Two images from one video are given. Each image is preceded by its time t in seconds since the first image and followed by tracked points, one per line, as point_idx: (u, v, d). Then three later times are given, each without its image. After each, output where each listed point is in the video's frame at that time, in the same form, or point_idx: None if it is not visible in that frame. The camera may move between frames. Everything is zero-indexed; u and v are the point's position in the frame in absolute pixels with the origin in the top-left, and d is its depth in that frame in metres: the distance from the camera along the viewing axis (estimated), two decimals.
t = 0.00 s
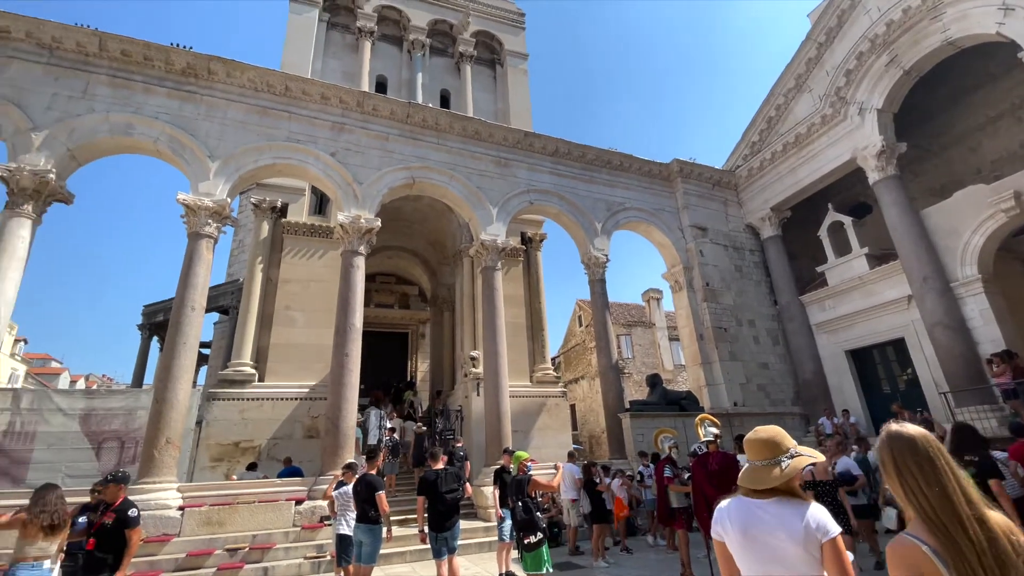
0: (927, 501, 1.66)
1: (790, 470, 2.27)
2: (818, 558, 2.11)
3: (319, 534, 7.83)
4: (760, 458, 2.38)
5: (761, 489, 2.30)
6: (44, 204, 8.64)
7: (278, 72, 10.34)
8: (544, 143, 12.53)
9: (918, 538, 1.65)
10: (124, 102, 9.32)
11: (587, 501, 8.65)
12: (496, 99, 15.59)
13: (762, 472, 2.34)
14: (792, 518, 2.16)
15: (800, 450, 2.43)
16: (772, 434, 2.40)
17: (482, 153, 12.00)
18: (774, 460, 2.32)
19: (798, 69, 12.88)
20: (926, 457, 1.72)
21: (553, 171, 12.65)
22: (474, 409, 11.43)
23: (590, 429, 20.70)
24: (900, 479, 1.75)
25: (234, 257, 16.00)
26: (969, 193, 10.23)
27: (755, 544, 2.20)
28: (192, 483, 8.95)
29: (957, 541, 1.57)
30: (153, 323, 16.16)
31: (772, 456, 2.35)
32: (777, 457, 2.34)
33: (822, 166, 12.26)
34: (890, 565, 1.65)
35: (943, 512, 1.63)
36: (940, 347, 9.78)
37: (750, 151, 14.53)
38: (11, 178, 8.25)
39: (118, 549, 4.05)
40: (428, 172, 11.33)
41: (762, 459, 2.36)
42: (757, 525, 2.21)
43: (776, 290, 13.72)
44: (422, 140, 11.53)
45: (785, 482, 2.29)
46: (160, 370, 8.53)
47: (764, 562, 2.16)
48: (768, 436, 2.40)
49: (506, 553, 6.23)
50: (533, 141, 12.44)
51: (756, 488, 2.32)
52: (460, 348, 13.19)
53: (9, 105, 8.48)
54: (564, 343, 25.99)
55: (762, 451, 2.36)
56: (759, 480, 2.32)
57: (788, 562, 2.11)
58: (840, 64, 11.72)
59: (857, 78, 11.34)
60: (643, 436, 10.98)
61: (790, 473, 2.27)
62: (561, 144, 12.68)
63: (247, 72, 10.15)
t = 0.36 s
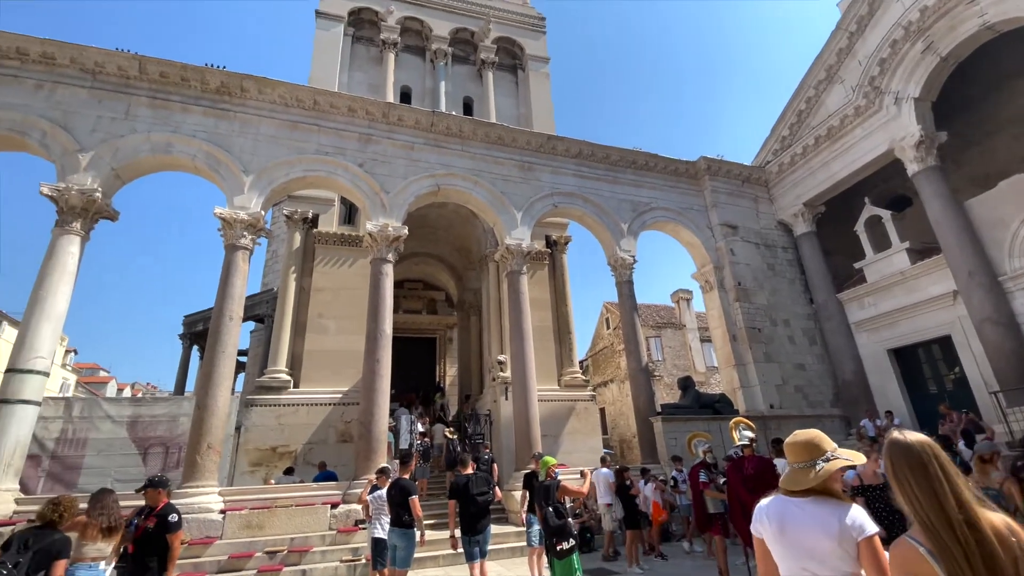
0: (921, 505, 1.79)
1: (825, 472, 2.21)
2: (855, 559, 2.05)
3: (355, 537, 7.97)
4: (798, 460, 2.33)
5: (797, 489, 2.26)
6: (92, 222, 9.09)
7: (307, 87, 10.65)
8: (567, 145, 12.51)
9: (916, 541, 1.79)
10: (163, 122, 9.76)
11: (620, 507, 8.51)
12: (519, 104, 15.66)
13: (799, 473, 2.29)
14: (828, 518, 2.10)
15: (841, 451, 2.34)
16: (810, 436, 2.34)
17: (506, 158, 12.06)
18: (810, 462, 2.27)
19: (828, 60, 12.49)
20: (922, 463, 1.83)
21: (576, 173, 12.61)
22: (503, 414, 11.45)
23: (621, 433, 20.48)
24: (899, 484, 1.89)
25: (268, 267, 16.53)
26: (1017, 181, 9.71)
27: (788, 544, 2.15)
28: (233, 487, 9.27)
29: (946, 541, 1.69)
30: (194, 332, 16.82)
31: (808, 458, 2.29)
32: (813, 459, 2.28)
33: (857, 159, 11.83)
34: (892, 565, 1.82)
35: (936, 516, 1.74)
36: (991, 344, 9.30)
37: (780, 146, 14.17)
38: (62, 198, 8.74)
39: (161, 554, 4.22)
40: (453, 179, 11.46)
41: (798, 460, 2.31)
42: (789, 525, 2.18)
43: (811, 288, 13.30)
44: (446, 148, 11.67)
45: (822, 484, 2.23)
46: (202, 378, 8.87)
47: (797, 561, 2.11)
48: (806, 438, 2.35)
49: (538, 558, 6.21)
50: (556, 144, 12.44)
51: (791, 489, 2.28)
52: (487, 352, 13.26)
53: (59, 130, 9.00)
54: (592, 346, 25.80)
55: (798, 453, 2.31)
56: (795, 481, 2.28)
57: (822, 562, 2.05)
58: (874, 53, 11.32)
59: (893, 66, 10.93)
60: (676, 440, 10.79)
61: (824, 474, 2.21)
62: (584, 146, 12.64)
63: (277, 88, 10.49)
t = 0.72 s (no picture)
0: (955, 512, 1.73)
1: (832, 475, 2.34)
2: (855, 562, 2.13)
3: (384, 544, 8.04)
4: (818, 468, 2.47)
5: (812, 495, 2.40)
6: (131, 238, 9.48)
7: (332, 102, 10.92)
8: (587, 150, 12.48)
9: (947, 547, 1.73)
10: (196, 141, 10.14)
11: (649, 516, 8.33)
12: (538, 111, 15.73)
13: (813, 481, 2.44)
14: (829, 522, 2.23)
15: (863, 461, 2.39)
16: (829, 444, 2.46)
17: (526, 164, 12.10)
18: (822, 468, 2.41)
19: (855, 54, 12.16)
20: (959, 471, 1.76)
21: (597, 177, 12.56)
22: (528, 420, 11.43)
23: (648, 439, 20.18)
24: (933, 490, 1.82)
25: (297, 277, 16.95)
26: None
27: (799, 546, 2.32)
28: (266, 494, 9.48)
29: (977, 551, 1.64)
30: (227, 342, 17.33)
31: (824, 466, 2.42)
32: (826, 466, 2.41)
33: (888, 155, 11.47)
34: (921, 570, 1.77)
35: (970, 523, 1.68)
36: None
37: (807, 143, 13.84)
38: (103, 216, 9.15)
39: (197, 560, 4.34)
40: (474, 187, 11.56)
41: (816, 468, 2.46)
42: (801, 529, 2.35)
43: (844, 288, 12.90)
44: (467, 156, 11.78)
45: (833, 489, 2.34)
46: (235, 388, 9.12)
47: (809, 563, 2.26)
48: (821, 447, 2.47)
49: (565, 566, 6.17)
50: (576, 149, 12.43)
51: (808, 495, 2.42)
52: (511, 359, 13.27)
53: (99, 151, 9.44)
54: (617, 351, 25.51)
55: (813, 460, 2.47)
56: (811, 488, 2.43)
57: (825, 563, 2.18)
58: (903, 45, 10.99)
59: (924, 58, 10.58)
60: (706, 446, 10.56)
61: (831, 478, 2.33)
62: (604, 150, 12.60)
63: (303, 104, 10.79)
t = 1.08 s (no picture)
0: (1007, 513, 1.88)
1: (847, 483, 2.29)
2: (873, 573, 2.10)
3: (409, 552, 8.05)
4: (835, 477, 2.42)
5: (830, 504, 2.35)
6: (163, 253, 9.79)
7: (353, 116, 11.15)
8: (605, 155, 12.45)
9: (993, 545, 1.90)
10: (223, 158, 10.47)
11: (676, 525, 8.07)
12: (555, 118, 15.77)
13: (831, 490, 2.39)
14: (844, 530, 2.20)
15: (877, 469, 2.35)
16: (844, 453, 2.42)
17: (543, 171, 12.12)
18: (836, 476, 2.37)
19: (880, 50, 11.88)
20: (1014, 474, 1.92)
21: (616, 182, 12.50)
22: (551, 428, 11.37)
23: (674, 447, 19.85)
24: (985, 493, 1.97)
25: (321, 288, 17.29)
26: None
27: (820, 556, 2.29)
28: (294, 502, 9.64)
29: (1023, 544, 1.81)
30: (254, 353, 17.74)
31: (839, 474, 2.38)
32: (842, 475, 2.36)
33: (917, 151, 11.15)
34: (970, 566, 1.93)
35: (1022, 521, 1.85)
36: None
37: (832, 142, 13.47)
38: (137, 232, 9.51)
39: (227, 567, 4.44)
40: (493, 196, 11.64)
41: (832, 476, 2.42)
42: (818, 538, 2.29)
43: (874, 290, 12.54)
44: (485, 165, 11.87)
45: (849, 498, 2.30)
46: (263, 397, 9.30)
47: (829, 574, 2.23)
48: (838, 455, 2.42)
49: None
50: (593, 154, 12.40)
51: (825, 504, 2.38)
52: (532, 366, 13.24)
53: (133, 170, 9.83)
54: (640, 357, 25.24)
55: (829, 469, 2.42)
56: (827, 496, 2.38)
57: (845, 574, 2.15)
58: (930, 39, 10.70)
59: (952, 51, 10.30)
60: (733, 454, 10.33)
61: (847, 487, 2.28)
62: (623, 154, 12.54)
63: (325, 119, 11.04)
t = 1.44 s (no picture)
0: None
1: (891, 495, 2.36)
2: None
3: (432, 561, 8.04)
4: (861, 489, 2.47)
5: (868, 515, 2.41)
6: (190, 267, 10.07)
7: (371, 129, 11.35)
8: (621, 160, 12.40)
9: None
10: (247, 173, 10.76)
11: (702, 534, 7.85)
12: (570, 125, 15.80)
13: (864, 501, 2.44)
14: (885, 540, 2.29)
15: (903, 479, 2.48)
16: (869, 464, 2.49)
17: (559, 178, 12.13)
18: (874, 488, 2.41)
19: (902, 44, 11.62)
20: None
21: (633, 187, 12.44)
22: (572, 436, 11.28)
23: (698, 454, 19.50)
24: None
25: (342, 298, 17.57)
26: None
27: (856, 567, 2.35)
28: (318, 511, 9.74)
29: None
30: (278, 363, 18.07)
31: (870, 486, 2.42)
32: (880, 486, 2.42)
33: (944, 147, 10.83)
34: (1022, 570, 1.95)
35: None
36: None
37: (855, 140, 13.18)
38: (165, 247, 9.81)
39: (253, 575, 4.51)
40: (510, 204, 11.68)
41: (864, 488, 2.45)
42: (858, 549, 2.37)
43: (904, 290, 12.19)
44: (501, 173, 11.94)
45: (889, 508, 2.38)
46: (287, 407, 9.45)
47: None
48: (868, 466, 2.47)
49: None
50: (610, 159, 12.37)
51: (861, 515, 2.44)
52: (552, 373, 13.19)
53: (162, 188, 10.17)
54: (661, 362, 24.92)
55: (860, 481, 2.45)
56: (862, 508, 2.43)
57: None
58: (955, 32, 10.42)
59: (978, 43, 10.01)
60: (760, 461, 10.07)
61: (893, 498, 2.36)
62: (639, 159, 12.47)
63: (344, 132, 11.26)
